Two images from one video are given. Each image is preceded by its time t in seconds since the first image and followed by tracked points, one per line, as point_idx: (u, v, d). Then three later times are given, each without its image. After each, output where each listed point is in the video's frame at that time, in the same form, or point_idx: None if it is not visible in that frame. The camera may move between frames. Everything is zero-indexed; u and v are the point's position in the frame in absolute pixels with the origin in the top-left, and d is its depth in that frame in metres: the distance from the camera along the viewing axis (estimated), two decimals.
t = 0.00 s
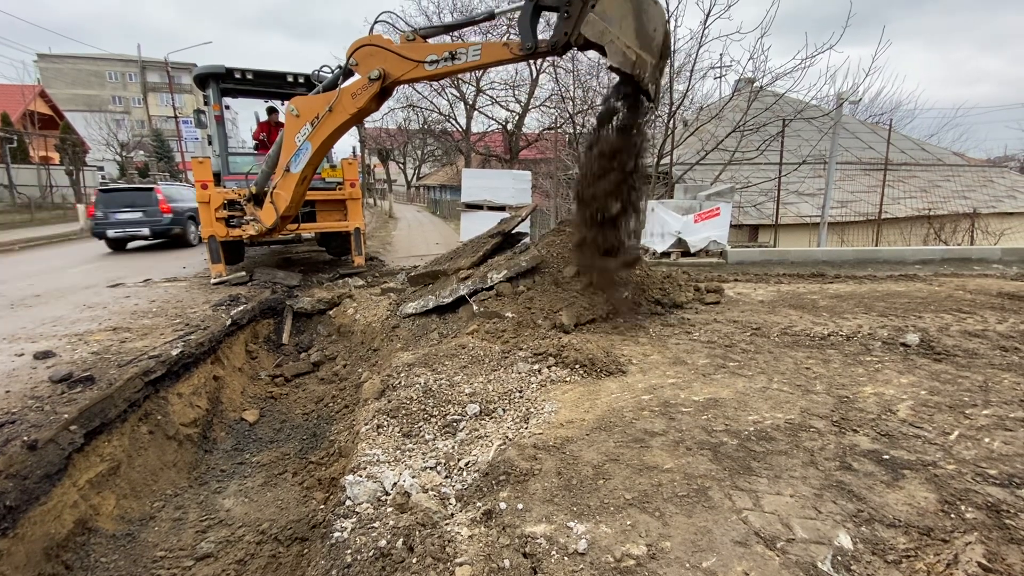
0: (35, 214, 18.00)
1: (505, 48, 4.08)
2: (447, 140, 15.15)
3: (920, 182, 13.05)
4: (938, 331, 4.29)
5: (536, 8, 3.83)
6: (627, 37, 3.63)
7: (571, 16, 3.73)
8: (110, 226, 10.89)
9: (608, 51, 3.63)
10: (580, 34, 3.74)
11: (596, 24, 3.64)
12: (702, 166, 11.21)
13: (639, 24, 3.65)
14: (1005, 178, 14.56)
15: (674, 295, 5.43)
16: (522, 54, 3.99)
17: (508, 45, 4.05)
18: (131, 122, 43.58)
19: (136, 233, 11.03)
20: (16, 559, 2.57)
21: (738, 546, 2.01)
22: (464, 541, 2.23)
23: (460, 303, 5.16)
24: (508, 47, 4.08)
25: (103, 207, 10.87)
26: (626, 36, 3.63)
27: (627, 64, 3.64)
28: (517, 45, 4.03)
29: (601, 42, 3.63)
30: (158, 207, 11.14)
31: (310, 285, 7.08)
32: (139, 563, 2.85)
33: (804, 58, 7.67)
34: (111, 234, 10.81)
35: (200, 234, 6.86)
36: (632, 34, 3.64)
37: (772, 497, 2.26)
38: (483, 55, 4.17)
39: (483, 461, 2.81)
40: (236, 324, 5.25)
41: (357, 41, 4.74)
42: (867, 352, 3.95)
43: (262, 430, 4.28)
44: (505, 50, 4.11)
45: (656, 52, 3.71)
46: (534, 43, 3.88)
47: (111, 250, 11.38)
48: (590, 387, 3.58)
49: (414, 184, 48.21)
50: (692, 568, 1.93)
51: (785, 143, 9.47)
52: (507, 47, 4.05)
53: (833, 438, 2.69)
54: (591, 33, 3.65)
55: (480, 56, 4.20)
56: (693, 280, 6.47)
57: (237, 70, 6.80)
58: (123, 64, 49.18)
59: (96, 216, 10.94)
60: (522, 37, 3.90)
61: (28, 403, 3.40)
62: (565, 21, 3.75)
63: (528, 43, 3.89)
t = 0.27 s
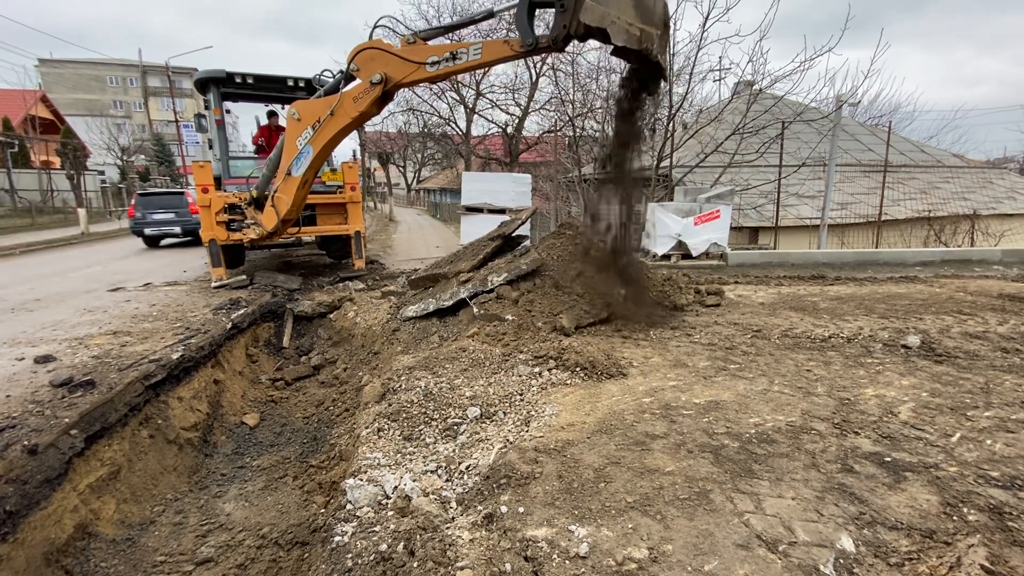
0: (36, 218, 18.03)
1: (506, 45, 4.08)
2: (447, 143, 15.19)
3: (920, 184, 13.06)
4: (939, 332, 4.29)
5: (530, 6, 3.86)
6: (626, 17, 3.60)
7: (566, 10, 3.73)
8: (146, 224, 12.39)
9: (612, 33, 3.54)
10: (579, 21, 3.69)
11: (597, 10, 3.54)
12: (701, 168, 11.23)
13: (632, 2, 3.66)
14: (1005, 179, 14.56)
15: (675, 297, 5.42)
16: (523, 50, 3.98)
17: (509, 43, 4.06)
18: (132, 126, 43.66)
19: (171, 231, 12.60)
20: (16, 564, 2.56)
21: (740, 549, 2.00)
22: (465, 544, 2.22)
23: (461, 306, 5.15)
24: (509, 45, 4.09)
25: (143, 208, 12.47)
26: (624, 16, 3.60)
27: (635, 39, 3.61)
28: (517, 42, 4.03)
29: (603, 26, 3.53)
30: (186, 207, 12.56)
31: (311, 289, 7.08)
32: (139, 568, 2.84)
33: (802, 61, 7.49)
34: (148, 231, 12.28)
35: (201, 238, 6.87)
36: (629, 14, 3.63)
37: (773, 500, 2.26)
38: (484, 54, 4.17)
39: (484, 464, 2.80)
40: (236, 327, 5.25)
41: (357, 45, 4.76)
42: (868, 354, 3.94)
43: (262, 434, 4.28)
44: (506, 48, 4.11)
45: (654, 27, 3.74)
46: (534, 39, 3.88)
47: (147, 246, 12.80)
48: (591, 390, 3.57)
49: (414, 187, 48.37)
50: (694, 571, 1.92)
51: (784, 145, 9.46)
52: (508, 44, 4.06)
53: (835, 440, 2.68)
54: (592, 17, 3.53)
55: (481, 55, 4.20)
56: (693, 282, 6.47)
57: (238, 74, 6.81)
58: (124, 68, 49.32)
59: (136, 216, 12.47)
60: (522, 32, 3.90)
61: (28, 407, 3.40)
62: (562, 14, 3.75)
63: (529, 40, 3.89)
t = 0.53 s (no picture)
0: (38, 226, 18.06)
1: (508, 55, 4.09)
2: (448, 150, 15.24)
3: (920, 188, 13.08)
4: (941, 336, 4.28)
5: (524, 18, 3.92)
6: (624, 5, 3.56)
7: (560, 19, 3.74)
8: (186, 227, 14.23)
9: (612, 26, 3.56)
10: (576, 26, 3.68)
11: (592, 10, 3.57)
12: (701, 174, 11.26)
13: None
14: (1005, 183, 14.58)
15: (676, 302, 5.41)
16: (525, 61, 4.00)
17: (511, 54, 4.07)
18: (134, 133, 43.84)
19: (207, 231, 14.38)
20: (16, 573, 2.55)
21: (743, 556, 1.99)
22: (466, 552, 2.21)
23: (462, 311, 5.15)
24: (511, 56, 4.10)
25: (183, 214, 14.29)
26: (622, 5, 3.57)
27: (638, 25, 3.53)
28: (518, 52, 4.05)
29: (602, 21, 3.57)
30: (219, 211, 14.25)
31: (311, 295, 7.09)
32: None
33: (801, 66, 7.51)
34: (187, 232, 14.02)
35: (202, 245, 6.88)
36: None
37: (776, 506, 2.24)
38: (486, 64, 4.19)
39: (485, 471, 2.79)
40: (237, 334, 5.25)
41: (361, 53, 4.78)
42: (870, 359, 3.93)
43: (263, 441, 4.27)
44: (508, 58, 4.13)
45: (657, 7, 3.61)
46: (535, 49, 3.91)
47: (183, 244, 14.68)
48: (592, 396, 3.56)
49: (415, 193, 48.49)
50: None
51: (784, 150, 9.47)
52: (511, 54, 4.07)
53: (837, 445, 2.67)
54: (589, 16, 3.59)
55: (483, 64, 4.22)
56: (694, 287, 6.47)
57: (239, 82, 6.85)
58: (126, 76, 49.58)
59: (177, 219, 14.32)
60: (520, 41, 3.93)
61: (29, 414, 3.40)
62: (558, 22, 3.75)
63: (530, 51, 3.91)
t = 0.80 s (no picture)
0: (40, 232, 18.09)
1: (508, 62, 4.12)
2: (449, 155, 15.29)
3: (920, 192, 13.08)
4: (943, 340, 4.27)
5: (525, 27, 3.93)
6: (624, 9, 3.51)
7: (559, 27, 3.82)
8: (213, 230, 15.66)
9: (613, 31, 3.52)
10: (576, 31, 3.74)
11: (593, 16, 3.53)
12: (702, 178, 11.28)
13: None
14: (1005, 187, 14.59)
15: (678, 306, 5.38)
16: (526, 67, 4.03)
17: (512, 61, 4.09)
18: (136, 140, 44.00)
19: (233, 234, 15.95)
20: None
21: (746, 562, 1.98)
22: (468, 559, 2.20)
23: (463, 316, 5.15)
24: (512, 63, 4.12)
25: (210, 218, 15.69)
26: (621, 9, 3.52)
27: (639, 29, 3.49)
28: (519, 59, 4.07)
29: (603, 26, 3.53)
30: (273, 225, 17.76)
31: (313, 300, 7.10)
32: None
33: (801, 70, 7.06)
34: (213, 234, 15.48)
35: (204, 251, 6.90)
36: (627, 4, 3.53)
37: (779, 511, 2.23)
38: (487, 71, 4.21)
39: (487, 477, 2.78)
40: (239, 339, 5.25)
41: (362, 59, 4.81)
42: (872, 363, 3.93)
43: (264, 447, 4.26)
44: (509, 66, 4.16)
45: (660, 8, 3.52)
46: (536, 57, 3.93)
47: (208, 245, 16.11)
48: (594, 401, 3.55)
49: (416, 198, 48.61)
50: None
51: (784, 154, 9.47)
52: (512, 61, 4.10)
53: (840, 450, 2.66)
54: (590, 22, 3.54)
55: (485, 71, 4.24)
56: (695, 292, 6.47)
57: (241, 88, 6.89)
58: (129, 83, 49.83)
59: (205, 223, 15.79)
60: (522, 49, 3.96)
61: (30, 421, 3.39)
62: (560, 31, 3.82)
63: (530, 58, 3.94)
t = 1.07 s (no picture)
0: (44, 240, 18.17)
1: (502, 66, 4.15)
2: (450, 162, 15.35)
3: (922, 197, 13.08)
4: (947, 346, 4.25)
5: (518, 30, 3.96)
6: (615, 16, 3.54)
7: (553, 32, 3.83)
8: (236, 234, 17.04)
9: (605, 38, 3.55)
10: (569, 37, 3.75)
11: (584, 21, 3.56)
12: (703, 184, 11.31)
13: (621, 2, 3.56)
14: (1007, 191, 14.58)
15: (681, 311, 5.35)
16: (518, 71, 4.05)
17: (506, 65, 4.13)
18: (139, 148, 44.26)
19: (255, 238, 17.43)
20: None
21: (750, 570, 1.97)
22: (470, 567, 2.19)
23: (465, 323, 5.15)
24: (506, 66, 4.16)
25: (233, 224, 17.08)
26: (613, 16, 3.55)
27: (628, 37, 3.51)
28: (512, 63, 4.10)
29: (594, 33, 3.56)
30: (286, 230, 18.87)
31: (315, 307, 7.11)
32: None
33: (802, 76, 6.80)
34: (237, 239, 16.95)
35: (206, 258, 6.91)
36: (618, 10, 3.56)
37: (783, 518, 2.22)
38: (481, 74, 4.25)
39: (489, 484, 2.77)
40: (241, 347, 5.25)
41: (356, 61, 4.86)
42: (875, 368, 3.91)
43: (266, 454, 4.25)
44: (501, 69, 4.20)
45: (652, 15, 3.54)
46: (529, 61, 3.96)
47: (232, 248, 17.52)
48: (596, 408, 3.54)
49: (418, 205, 48.79)
50: None
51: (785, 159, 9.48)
52: (506, 65, 4.13)
53: (844, 457, 2.64)
54: (581, 28, 3.57)
55: (478, 74, 4.28)
56: (697, 298, 6.46)
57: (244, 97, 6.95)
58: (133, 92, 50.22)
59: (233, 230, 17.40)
60: (515, 54, 3.99)
61: (33, 428, 3.40)
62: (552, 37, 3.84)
63: (523, 61, 3.97)
